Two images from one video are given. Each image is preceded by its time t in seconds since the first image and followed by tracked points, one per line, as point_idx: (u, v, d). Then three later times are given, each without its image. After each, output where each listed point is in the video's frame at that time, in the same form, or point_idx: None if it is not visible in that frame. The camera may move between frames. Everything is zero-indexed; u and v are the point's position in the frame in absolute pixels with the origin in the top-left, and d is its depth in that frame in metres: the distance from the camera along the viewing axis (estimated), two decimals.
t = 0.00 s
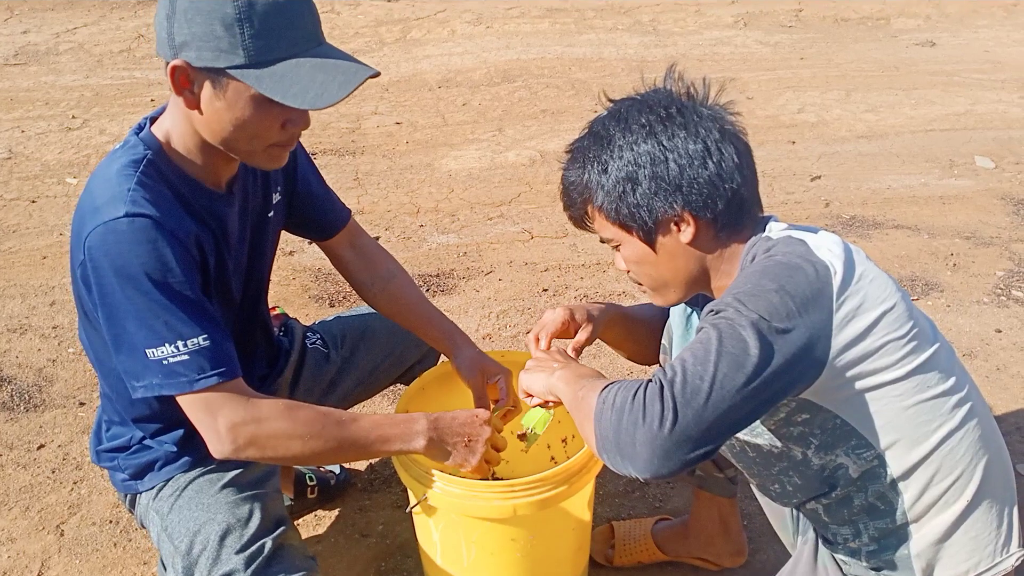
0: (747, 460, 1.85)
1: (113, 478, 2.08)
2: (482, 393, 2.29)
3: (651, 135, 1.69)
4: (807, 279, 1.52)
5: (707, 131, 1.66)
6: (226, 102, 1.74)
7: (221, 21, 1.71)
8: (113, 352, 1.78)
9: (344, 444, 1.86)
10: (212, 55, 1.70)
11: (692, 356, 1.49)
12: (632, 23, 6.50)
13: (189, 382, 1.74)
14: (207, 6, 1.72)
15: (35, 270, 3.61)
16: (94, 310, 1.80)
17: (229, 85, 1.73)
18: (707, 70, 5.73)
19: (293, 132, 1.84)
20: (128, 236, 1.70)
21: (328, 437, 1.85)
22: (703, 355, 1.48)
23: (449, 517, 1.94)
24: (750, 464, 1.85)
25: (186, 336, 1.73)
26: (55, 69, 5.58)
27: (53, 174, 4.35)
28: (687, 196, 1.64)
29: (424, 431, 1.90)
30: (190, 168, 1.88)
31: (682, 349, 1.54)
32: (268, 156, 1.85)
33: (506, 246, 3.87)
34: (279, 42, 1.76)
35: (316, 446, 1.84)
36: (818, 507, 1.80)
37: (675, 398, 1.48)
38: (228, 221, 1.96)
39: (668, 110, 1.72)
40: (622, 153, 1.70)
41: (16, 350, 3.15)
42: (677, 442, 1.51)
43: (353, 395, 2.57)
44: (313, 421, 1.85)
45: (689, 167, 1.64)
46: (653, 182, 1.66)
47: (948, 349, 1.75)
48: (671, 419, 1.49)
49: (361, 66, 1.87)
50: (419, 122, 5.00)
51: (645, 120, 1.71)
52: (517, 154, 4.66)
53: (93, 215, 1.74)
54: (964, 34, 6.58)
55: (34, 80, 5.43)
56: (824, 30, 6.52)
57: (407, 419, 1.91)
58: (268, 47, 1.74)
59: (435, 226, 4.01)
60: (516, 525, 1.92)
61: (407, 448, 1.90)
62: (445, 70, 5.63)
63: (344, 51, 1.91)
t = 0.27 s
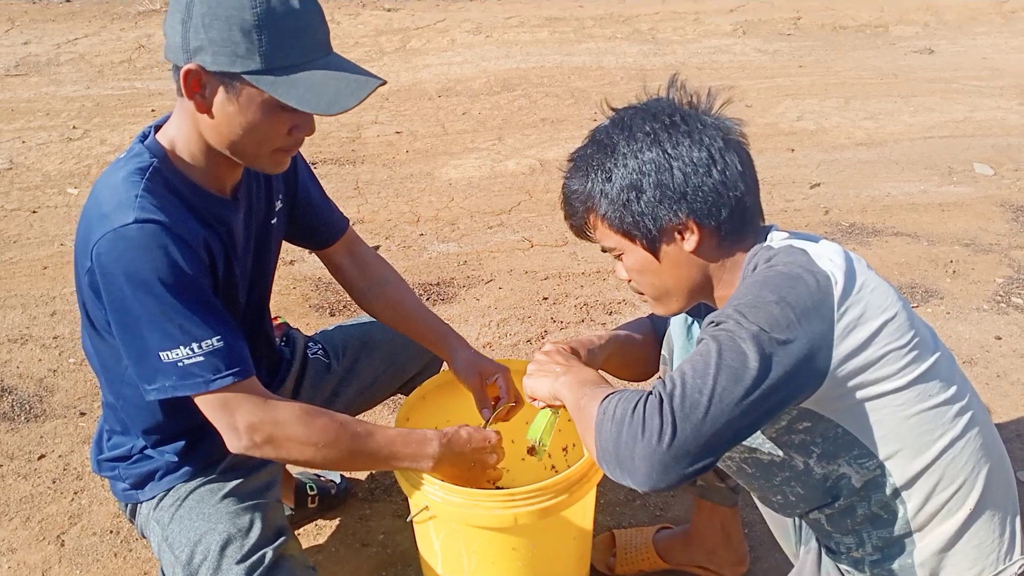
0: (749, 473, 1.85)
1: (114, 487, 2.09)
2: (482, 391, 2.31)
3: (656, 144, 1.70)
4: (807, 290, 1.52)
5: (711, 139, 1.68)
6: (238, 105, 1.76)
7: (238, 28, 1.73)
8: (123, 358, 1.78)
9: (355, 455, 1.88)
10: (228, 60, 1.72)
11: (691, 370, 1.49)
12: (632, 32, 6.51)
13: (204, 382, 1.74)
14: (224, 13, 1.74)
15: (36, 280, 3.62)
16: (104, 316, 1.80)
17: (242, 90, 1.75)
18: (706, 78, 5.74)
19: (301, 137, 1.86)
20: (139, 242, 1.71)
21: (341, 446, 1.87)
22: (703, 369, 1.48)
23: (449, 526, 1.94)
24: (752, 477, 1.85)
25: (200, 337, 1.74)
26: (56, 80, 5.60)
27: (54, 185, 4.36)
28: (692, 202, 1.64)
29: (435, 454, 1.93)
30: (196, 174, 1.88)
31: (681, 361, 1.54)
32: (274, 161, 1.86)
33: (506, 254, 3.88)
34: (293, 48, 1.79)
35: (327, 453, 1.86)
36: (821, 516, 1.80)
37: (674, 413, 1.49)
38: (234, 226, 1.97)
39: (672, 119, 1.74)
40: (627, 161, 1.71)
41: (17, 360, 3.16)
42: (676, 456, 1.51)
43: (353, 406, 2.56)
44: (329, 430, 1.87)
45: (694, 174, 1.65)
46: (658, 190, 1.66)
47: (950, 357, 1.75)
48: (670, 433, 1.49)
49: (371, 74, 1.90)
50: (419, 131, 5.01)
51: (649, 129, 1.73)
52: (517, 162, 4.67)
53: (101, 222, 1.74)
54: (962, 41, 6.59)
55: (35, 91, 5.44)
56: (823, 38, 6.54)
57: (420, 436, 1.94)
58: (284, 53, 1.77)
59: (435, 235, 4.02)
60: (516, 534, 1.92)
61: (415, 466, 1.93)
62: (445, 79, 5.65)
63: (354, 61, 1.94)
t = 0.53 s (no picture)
0: (749, 479, 1.83)
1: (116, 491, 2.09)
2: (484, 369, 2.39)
3: (652, 152, 1.70)
4: (805, 298, 1.53)
5: (706, 147, 1.69)
6: (250, 106, 1.78)
7: (245, 29, 1.75)
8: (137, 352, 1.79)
9: (369, 450, 1.88)
10: (238, 62, 1.74)
11: (695, 385, 1.49)
12: (631, 37, 6.53)
13: (219, 377, 1.75)
14: (230, 15, 1.75)
15: (37, 285, 3.62)
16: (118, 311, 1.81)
17: (253, 90, 1.76)
18: (705, 83, 5.76)
19: (309, 135, 1.87)
20: (154, 236, 1.72)
21: (354, 441, 1.87)
22: (706, 384, 1.48)
23: (449, 529, 1.94)
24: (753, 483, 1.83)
25: (214, 332, 1.75)
26: (57, 85, 5.61)
27: (55, 189, 4.37)
28: (689, 211, 1.65)
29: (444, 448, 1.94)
30: (206, 176, 1.89)
31: (683, 376, 1.54)
32: (284, 160, 1.87)
33: (506, 258, 3.89)
34: (300, 46, 1.80)
35: (340, 447, 1.86)
36: (820, 521, 1.80)
37: (680, 430, 1.49)
38: (243, 225, 1.98)
39: (666, 128, 1.74)
40: (623, 170, 1.71)
41: (18, 365, 3.16)
42: (684, 472, 1.51)
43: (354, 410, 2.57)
44: (343, 426, 1.88)
45: (691, 183, 1.66)
46: (655, 199, 1.67)
47: (948, 362, 1.76)
48: (676, 450, 1.49)
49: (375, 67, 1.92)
50: (419, 135, 5.02)
51: (644, 138, 1.73)
52: (517, 167, 4.69)
53: (115, 219, 1.75)
54: (961, 46, 6.61)
55: (36, 96, 5.45)
56: (822, 43, 6.56)
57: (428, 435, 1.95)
58: (291, 50, 1.79)
59: (435, 239, 4.03)
60: (515, 537, 1.92)
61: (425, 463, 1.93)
62: (445, 84, 5.66)
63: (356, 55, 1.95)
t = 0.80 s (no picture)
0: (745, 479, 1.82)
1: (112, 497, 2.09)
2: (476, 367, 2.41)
3: (646, 156, 1.71)
4: (800, 305, 1.54)
5: (700, 151, 1.70)
6: (247, 114, 1.78)
7: (246, 40, 1.75)
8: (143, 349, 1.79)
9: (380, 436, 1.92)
10: (237, 71, 1.74)
11: (698, 395, 1.48)
12: (626, 43, 6.55)
13: (230, 369, 1.75)
14: (232, 25, 1.75)
15: (33, 292, 3.62)
16: (123, 311, 1.81)
17: (251, 99, 1.77)
18: (699, 89, 5.78)
19: (306, 145, 1.87)
20: (159, 234, 1.72)
21: (364, 428, 1.91)
22: (710, 393, 1.47)
23: (444, 533, 1.94)
24: (750, 482, 1.81)
25: (220, 326, 1.75)
26: (53, 92, 5.61)
27: (51, 196, 4.37)
28: (684, 215, 1.66)
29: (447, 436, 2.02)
30: (207, 177, 1.89)
31: (684, 387, 1.53)
32: (280, 167, 1.87)
33: (503, 263, 3.89)
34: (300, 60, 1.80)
35: (351, 434, 1.89)
36: (815, 525, 1.80)
37: (685, 441, 1.47)
38: (243, 225, 1.99)
39: (660, 131, 1.75)
40: (618, 174, 1.72)
41: (14, 372, 3.16)
42: (692, 483, 1.50)
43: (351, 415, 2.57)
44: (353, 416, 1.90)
45: (686, 186, 1.67)
46: (649, 203, 1.68)
47: (942, 367, 1.76)
48: (683, 461, 1.48)
49: (375, 83, 1.91)
50: (415, 141, 5.03)
51: (638, 141, 1.74)
52: (513, 172, 4.70)
53: (118, 220, 1.75)
54: (955, 51, 6.63)
55: (32, 103, 5.46)
56: (816, 48, 6.58)
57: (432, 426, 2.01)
58: (291, 63, 1.79)
59: (432, 245, 4.03)
60: (511, 542, 1.92)
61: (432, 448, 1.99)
62: (441, 90, 5.67)
63: (358, 69, 1.95)
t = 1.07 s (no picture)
0: (748, 487, 1.84)
1: (116, 502, 2.09)
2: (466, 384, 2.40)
3: (650, 162, 1.72)
4: (800, 310, 1.54)
5: (703, 157, 1.71)
6: (252, 126, 1.78)
7: (255, 53, 1.75)
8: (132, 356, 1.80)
9: (347, 446, 1.90)
10: (243, 84, 1.74)
11: (690, 396, 1.50)
12: (627, 49, 6.56)
13: (200, 391, 1.75)
14: (241, 38, 1.75)
15: (35, 298, 3.63)
16: (113, 316, 1.82)
17: (256, 112, 1.77)
18: (700, 95, 5.79)
19: (310, 158, 1.87)
20: (152, 245, 1.73)
21: (330, 439, 1.88)
22: (701, 394, 1.49)
23: (446, 539, 1.94)
24: (752, 490, 1.84)
25: (200, 344, 1.75)
26: (56, 99, 5.63)
27: (54, 202, 4.38)
28: (687, 220, 1.66)
29: (424, 430, 1.96)
30: (206, 184, 1.90)
31: (679, 387, 1.55)
32: (284, 179, 1.88)
33: (504, 269, 3.90)
34: (307, 75, 1.80)
35: (318, 448, 1.87)
36: (818, 532, 1.81)
37: (674, 440, 1.50)
38: (242, 233, 1.99)
39: (664, 137, 1.76)
40: (621, 180, 1.73)
41: (16, 377, 3.16)
42: (679, 482, 1.52)
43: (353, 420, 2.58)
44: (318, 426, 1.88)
45: (688, 192, 1.67)
46: (653, 208, 1.68)
47: (945, 373, 1.76)
48: (671, 461, 1.50)
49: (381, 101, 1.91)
50: (417, 147, 5.04)
51: (642, 147, 1.75)
52: (515, 178, 4.70)
53: (114, 226, 1.76)
54: (955, 56, 6.65)
55: (35, 109, 5.47)
56: (817, 54, 6.59)
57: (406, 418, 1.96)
58: (298, 78, 1.78)
59: (433, 250, 4.04)
60: (513, 547, 1.92)
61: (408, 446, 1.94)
62: (443, 97, 5.68)
63: (366, 85, 1.94)
